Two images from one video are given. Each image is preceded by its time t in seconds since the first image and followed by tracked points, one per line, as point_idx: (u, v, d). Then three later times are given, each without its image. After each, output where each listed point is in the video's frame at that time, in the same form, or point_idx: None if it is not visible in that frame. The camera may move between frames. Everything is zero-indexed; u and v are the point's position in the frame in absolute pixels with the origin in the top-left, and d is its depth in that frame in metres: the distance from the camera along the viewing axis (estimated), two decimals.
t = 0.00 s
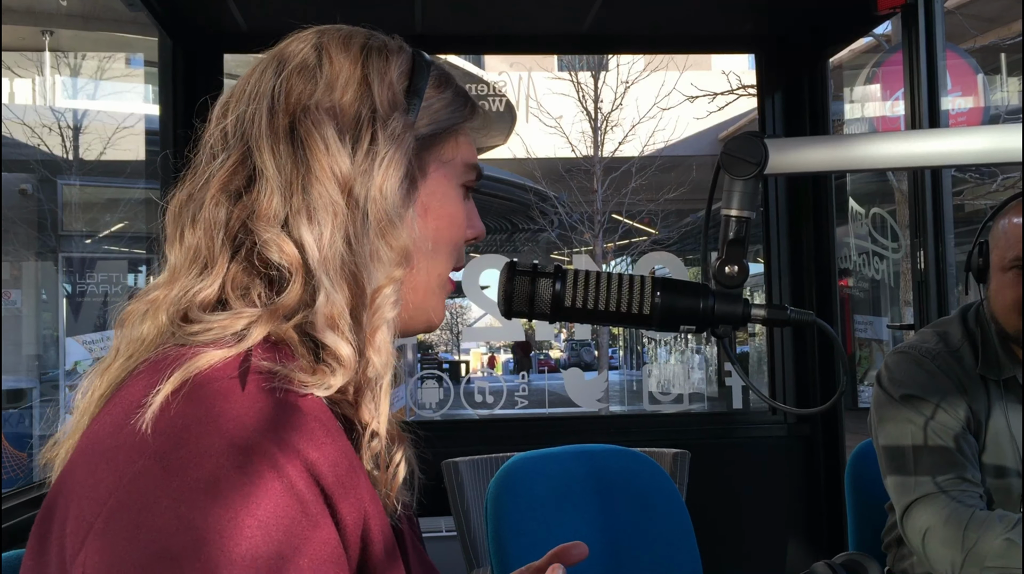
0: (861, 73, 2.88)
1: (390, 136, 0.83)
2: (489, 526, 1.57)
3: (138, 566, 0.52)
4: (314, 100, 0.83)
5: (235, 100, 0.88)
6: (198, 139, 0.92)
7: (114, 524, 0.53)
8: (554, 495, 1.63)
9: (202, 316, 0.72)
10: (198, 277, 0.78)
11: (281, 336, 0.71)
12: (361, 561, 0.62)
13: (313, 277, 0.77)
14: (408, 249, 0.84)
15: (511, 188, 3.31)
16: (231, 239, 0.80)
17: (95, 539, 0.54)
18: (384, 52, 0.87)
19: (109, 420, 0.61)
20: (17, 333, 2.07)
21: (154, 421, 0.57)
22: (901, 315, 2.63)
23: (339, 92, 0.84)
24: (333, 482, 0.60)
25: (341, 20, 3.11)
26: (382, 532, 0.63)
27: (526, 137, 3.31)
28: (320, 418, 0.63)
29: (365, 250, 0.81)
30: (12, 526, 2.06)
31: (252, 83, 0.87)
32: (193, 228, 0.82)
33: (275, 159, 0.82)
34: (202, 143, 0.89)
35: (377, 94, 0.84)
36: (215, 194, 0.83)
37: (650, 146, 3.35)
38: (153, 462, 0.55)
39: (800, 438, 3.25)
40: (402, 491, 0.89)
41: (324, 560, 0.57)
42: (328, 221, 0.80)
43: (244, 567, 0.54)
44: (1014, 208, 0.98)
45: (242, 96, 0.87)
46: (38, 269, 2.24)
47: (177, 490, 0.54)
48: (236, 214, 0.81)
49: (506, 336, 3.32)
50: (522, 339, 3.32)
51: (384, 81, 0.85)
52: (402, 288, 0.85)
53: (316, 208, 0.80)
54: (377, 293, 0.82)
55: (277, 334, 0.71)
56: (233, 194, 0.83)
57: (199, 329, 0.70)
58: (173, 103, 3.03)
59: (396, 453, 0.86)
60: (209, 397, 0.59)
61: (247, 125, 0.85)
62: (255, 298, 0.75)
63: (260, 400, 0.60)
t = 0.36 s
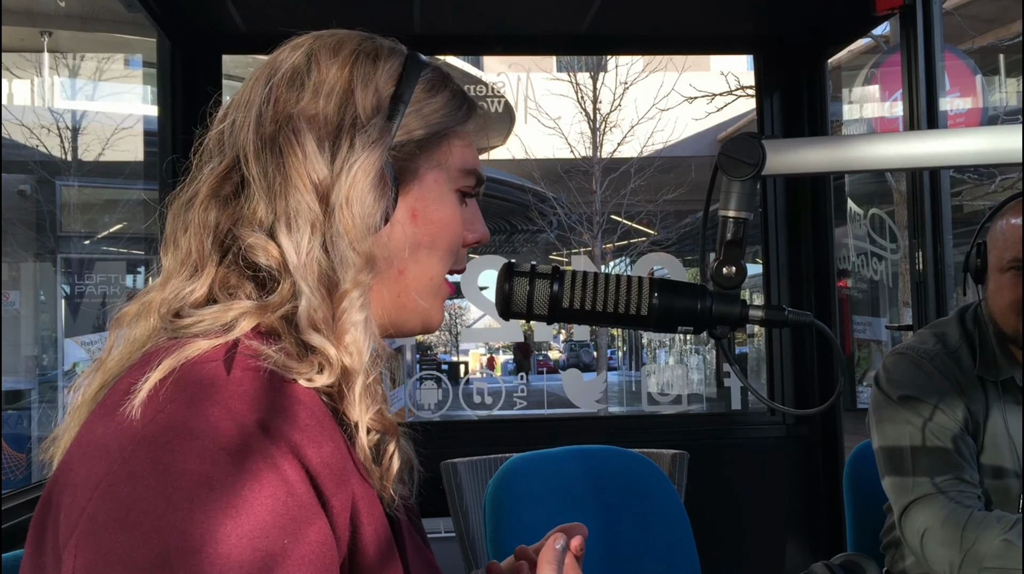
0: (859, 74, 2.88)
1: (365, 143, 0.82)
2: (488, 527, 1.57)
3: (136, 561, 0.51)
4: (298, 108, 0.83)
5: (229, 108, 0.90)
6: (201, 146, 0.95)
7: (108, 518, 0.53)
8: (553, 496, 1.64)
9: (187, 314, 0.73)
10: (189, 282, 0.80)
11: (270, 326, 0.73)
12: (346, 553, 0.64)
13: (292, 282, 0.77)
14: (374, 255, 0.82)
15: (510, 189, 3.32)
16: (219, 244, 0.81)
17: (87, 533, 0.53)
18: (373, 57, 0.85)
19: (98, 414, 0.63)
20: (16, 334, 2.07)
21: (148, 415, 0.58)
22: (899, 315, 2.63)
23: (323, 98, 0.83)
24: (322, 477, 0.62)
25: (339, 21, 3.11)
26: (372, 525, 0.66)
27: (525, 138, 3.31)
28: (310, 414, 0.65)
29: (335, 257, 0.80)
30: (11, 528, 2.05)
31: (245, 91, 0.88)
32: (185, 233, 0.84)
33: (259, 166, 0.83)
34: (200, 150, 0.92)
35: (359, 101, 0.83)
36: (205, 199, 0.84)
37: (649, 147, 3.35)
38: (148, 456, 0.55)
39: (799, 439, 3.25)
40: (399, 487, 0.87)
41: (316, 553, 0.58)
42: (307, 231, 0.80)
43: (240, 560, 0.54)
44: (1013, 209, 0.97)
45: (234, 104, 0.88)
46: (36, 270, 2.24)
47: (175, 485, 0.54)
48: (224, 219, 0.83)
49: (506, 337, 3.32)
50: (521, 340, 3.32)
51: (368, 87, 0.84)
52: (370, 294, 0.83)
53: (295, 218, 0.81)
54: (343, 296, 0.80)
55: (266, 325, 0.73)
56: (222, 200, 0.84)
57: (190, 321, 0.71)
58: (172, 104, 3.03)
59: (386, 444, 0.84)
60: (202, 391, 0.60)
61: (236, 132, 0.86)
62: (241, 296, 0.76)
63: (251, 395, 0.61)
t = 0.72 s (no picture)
0: (858, 74, 2.89)
1: (348, 147, 0.81)
2: (487, 528, 1.57)
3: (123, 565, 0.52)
4: (285, 112, 0.83)
5: (223, 112, 0.90)
6: (201, 149, 0.96)
7: (94, 523, 0.53)
8: (552, 497, 1.63)
9: (180, 321, 0.74)
10: (182, 288, 0.80)
11: (258, 331, 0.73)
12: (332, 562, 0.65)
13: (280, 287, 0.78)
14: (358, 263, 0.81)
15: (510, 190, 3.29)
16: (212, 250, 0.82)
17: (72, 535, 0.53)
18: (360, 58, 0.84)
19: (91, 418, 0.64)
20: (15, 336, 2.07)
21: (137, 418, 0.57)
22: (898, 316, 2.63)
23: (308, 101, 0.83)
24: (311, 487, 0.63)
25: (338, 21, 3.11)
26: (361, 535, 0.66)
27: (524, 139, 3.30)
28: (299, 422, 0.65)
29: (319, 264, 0.80)
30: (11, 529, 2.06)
31: (237, 94, 0.88)
32: (179, 239, 0.85)
33: (248, 171, 0.83)
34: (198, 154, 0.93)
35: (344, 103, 0.82)
36: (198, 205, 0.85)
37: (648, 147, 3.35)
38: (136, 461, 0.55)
39: (799, 439, 3.26)
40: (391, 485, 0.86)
41: (300, 564, 0.59)
42: (290, 238, 0.80)
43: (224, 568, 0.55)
44: (1011, 210, 0.97)
45: (227, 107, 0.89)
46: (36, 271, 2.24)
47: (162, 491, 0.54)
48: (217, 225, 0.83)
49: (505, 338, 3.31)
50: (520, 341, 3.32)
51: (354, 88, 0.83)
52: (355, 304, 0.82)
53: (280, 225, 0.80)
54: (328, 305, 0.79)
55: (255, 330, 0.73)
56: (215, 206, 0.85)
57: (184, 325, 0.72)
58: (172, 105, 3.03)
59: (379, 449, 0.81)
60: (194, 396, 0.60)
61: (226, 138, 0.87)
62: (234, 302, 0.77)
63: (244, 401, 0.62)
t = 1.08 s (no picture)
0: (857, 74, 2.89)
1: (330, 139, 0.81)
2: (487, 529, 1.57)
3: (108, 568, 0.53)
4: (266, 108, 0.83)
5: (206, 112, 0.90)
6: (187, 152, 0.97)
7: (88, 523, 0.54)
8: (552, 497, 1.63)
9: (174, 322, 0.75)
10: (174, 290, 0.81)
11: (245, 330, 0.73)
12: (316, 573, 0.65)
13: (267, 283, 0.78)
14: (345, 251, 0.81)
15: (509, 189, 3.30)
16: (202, 250, 0.82)
17: (60, 535, 0.54)
18: (339, 51, 0.84)
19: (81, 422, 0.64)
20: (15, 336, 2.07)
21: (132, 419, 0.58)
22: (898, 315, 2.63)
23: (288, 97, 0.83)
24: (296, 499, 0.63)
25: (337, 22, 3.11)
26: (347, 547, 0.67)
27: (524, 139, 3.30)
28: (289, 432, 0.66)
29: (308, 255, 0.79)
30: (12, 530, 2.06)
31: (219, 95, 0.88)
32: (169, 241, 0.85)
33: (233, 170, 0.83)
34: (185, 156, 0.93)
35: (323, 96, 0.82)
36: (186, 206, 0.85)
37: (647, 147, 3.35)
38: (131, 463, 0.56)
39: (799, 439, 3.26)
40: (378, 480, 0.83)
41: None
42: (277, 233, 0.80)
43: None
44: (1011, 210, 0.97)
45: (210, 108, 0.89)
46: (35, 272, 2.24)
47: (157, 494, 0.55)
48: (206, 226, 0.84)
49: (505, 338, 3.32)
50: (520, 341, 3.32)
51: (334, 81, 0.83)
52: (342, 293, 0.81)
53: (265, 221, 0.80)
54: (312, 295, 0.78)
55: (242, 329, 0.73)
56: (203, 207, 0.85)
57: (177, 328, 0.73)
58: (171, 105, 3.04)
59: (362, 446, 0.77)
60: (184, 401, 0.61)
61: (210, 138, 0.87)
62: (225, 302, 0.78)
63: (233, 408, 0.63)
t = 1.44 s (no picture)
0: (857, 74, 2.89)
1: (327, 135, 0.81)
2: (488, 528, 1.57)
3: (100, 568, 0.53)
4: (264, 104, 0.83)
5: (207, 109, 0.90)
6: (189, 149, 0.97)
7: (81, 522, 0.54)
8: (553, 497, 1.63)
9: (171, 321, 0.75)
10: (173, 287, 0.81)
11: (237, 328, 0.74)
12: None
13: (261, 279, 0.78)
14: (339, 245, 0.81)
15: (509, 188, 3.30)
16: (200, 246, 0.83)
17: (51, 535, 0.54)
18: (337, 49, 0.84)
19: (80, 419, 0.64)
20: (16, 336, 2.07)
21: (123, 419, 0.59)
22: (898, 315, 2.63)
23: (286, 93, 0.83)
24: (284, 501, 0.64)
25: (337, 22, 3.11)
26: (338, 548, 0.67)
27: (524, 138, 3.30)
28: (278, 435, 0.66)
29: (305, 250, 0.79)
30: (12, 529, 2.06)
31: (219, 91, 0.88)
32: (167, 237, 0.85)
33: (231, 166, 0.83)
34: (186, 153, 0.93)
35: (321, 92, 0.82)
36: (185, 202, 0.85)
37: (647, 147, 3.35)
38: (126, 462, 0.56)
39: (799, 438, 3.26)
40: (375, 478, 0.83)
41: None
42: (272, 228, 0.80)
43: None
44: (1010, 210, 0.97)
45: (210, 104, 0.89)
46: (35, 272, 2.24)
47: (149, 493, 0.55)
48: (205, 222, 0.84)
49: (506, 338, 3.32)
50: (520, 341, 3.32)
51: (332, 77, 0.83)
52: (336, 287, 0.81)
53: (260, 216, 0.80)
54: (305, 288, 0.78)
55: (234, 327, 0.74)
56: (202, 203, 0.85)
57: (174, 326, 0.73)
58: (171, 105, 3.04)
59: (350, 442, 0.75)
60: (176, 402, 0.61)
61: (210, 134, 0.87)
62: (223, 300, 0.78)
63: (224, 410, 0.63)
